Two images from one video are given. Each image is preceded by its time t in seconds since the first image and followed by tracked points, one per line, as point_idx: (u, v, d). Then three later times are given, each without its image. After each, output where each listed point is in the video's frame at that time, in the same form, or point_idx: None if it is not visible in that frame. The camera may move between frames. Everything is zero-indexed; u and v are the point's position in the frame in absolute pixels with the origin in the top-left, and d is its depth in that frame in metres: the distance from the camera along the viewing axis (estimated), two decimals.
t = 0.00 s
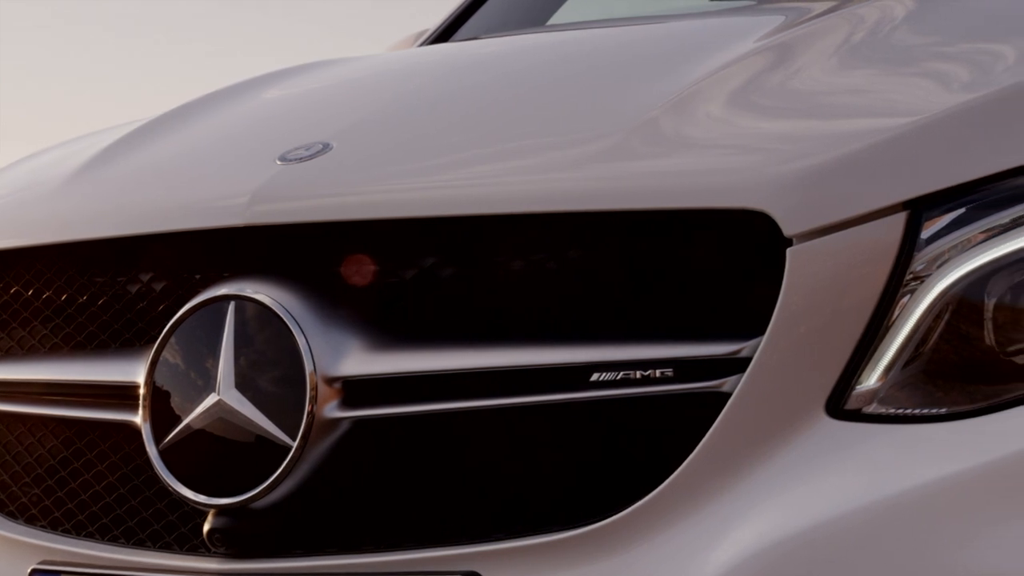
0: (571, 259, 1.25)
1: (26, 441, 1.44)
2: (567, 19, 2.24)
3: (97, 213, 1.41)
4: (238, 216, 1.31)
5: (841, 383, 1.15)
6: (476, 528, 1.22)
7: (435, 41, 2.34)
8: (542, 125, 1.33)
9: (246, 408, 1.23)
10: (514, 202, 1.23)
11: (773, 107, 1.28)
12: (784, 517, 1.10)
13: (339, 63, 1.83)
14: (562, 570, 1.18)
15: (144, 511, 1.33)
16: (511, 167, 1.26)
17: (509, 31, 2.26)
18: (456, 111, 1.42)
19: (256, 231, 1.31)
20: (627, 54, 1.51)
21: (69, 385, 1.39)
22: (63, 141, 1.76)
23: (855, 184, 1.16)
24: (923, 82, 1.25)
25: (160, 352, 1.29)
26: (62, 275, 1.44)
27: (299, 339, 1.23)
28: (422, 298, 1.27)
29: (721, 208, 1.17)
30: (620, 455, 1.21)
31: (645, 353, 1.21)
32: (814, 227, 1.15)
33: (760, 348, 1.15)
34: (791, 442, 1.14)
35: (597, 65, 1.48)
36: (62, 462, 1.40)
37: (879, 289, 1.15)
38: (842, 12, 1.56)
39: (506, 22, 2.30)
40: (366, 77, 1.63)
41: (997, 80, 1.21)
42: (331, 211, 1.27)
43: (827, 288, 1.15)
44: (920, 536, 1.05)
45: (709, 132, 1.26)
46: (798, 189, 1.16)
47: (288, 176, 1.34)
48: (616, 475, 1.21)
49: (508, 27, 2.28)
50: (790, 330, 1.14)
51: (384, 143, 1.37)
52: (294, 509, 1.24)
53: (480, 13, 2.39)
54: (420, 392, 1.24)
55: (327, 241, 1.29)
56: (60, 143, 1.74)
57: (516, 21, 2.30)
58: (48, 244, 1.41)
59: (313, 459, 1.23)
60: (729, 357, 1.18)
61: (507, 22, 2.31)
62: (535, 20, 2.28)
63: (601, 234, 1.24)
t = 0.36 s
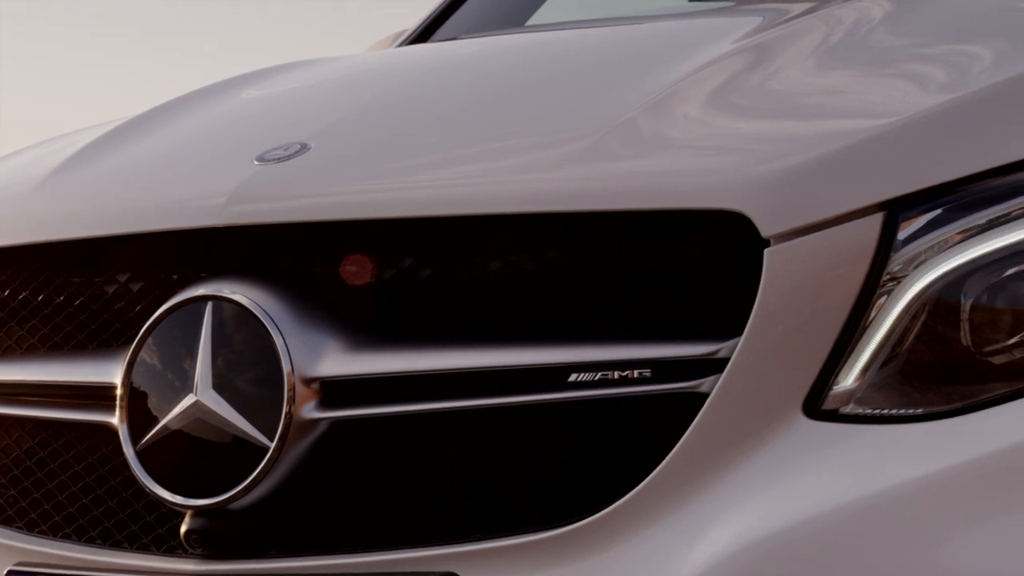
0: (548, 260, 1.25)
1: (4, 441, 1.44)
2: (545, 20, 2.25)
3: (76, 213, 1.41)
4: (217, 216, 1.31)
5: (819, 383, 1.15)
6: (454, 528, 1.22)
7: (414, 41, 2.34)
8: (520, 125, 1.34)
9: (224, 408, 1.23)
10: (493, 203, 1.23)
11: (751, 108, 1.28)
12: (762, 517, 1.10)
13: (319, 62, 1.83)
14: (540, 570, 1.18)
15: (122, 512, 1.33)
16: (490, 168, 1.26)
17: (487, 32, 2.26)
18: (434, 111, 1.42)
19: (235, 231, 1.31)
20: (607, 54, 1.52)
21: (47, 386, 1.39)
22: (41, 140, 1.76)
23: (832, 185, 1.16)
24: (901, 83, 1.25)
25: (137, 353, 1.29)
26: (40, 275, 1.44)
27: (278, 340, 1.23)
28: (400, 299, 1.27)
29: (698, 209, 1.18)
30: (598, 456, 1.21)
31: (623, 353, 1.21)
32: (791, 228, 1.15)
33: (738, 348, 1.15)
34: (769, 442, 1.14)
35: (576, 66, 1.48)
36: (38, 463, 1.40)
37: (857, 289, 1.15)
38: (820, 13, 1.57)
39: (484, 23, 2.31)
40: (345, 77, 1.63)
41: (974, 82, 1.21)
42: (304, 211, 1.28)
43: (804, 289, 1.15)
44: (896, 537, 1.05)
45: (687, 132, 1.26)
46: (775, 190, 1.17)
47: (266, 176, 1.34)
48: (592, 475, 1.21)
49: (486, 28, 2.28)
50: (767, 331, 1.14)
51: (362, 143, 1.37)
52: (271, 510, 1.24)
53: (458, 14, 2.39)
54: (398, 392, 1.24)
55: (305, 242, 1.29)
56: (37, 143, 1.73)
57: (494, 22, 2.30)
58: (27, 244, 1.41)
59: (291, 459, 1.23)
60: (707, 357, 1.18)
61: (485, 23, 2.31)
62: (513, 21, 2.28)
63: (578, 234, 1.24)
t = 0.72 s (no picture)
0: (524, 261, 1.25)
1: None
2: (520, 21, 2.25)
3: (52, 213, 1.41)
4: (192, 216, 1.31)
5: (795, 384, 1.15)
6: (430, 529, 1.22)
7: (388, 41, 2.34)
8: (495, 126, 1.34)
9: (199, 409, 1.23)
10: (468, 203, 1.23)
11: (726, 108, 1.29)
12: (738, 517, 1.10)
13: (295, 62, 1.83)
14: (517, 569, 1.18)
15: (96, 512, 1.33)
16: (466, 168, 1.27)
17: (462, 32, 2.27)
18: (409, 110, 1.42)
19: (210, 232, 1.31)
20: (583, 54, 1.52)
21: (20, 387, 1.38)
22: (15, 141, 1.75)
23: (807, 186, 1.16)
24: (876, 84, 1.25)
25: (111, 354, 1.29)
26: (15, 276, 1.44)
27: (253, 340, 1.23)
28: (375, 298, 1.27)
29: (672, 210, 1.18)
30: (574, 456, 1.21)
31: (598, 354, 1.22)
32: (765, 228, 1.15)
33: (714, 349, 1.16)
34: (745, 442, 1.14)
35: (552, 66, 1.49)
36: (12, 463, 1.40)
37: (832, 290, 1.15)
38: (795, 14, 1.57)
39: (458, 23, 2.31)
40: (321, 77, 1.63)
41: (947, 84, 1.22)
42: (278, 212, 1.28)
43: (779, 290, 1.15)
44: (870, 537, 1.06)
45: (663, 133, 1.26)
46: (750, 191, 1.17)
47: (241, 177, 1.34)
48: (567, 476, 1.21)
49: (460, 29, 2.28)
50: (743, 331, 1.15)
51: (337, 143, 1.37)
52: (248, 509, 1.23)
53: (432, 14, 2.39)
54: (373, 393, 1.24)
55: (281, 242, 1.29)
56: (11, 143, 1.73)
57: (468, 23, 2.31)
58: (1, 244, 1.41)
59: (268, 460, 1.22)
60: (683, 358, 1.18)
61: (459, 23, 2.32)
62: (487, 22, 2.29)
63: (554, 235, 1.24)
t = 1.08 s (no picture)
0: (499, 262, 1.25)
1: None
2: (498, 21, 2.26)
3: (29, 213, 1.41)
4: (168, 217, 1.31)
5: (769, 384, 1.15)
6: (405, 530, 1.22)
7: (366, 41, 2.34)
8: (471, 126, 1.34)
9: (174, 410, 1.23)
10: (443, 203, 1.23)
11: (703, 108, 1.29)
12: (713, 517, 1.10)
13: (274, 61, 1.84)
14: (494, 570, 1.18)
15: (71, 514, 1.33)
16: (443, 168, 1.27)
17: (441, 32, 2.27)
18: (386, 110, 1.42)
19: (185, 232, 1.31)
20: (561, 54, 1.52)
21: None
22: None
23: (782, 187, 1.16)
24: (851, 85, 1.26)
25: (86, 354, 1.29)
26: None
27: (228, 340, 1.22)
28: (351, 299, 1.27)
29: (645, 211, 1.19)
30: (549, 456, 1.21)
31: (574, 355, 1.22)
32: (740, 229, 1.16)
33: (689, 350, 1.16)
34: (719, 442, 1.14)
35: (529, 66, 1.49)
36: None
37: (806, 291, 1.16)
38: (771, 16, 1.57)
39: (436, 23, 2.32)
40: (298, 77, 1.64)
41: (922, 86, 1.22)
42: (256, 213, 1.28)
43: (753, 291, 1.15)
44: (843, 537, 1.06)
45: (639, 133, 1.27)
46: (726, 192, 1.17)
47: (217, 177, 1.34)
48: (542, 477, 1.20)
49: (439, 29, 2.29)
50: (718, 331, 1.15)
51: (313, 143, 1.37)
52: (224, 510, 1.23)
53: (411, 14, 2.39)
54: (350, 394, 1.24)
55: (260, 242, 1.29)
56: None
57: (447, 23, 2.31)
58: None
59: (243, 461, 1.22)
60: (658, 359, 1.18)
61: (438, 23, 2.32)
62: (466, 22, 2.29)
63: (530, 236, 1.24)
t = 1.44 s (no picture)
0: (476, 263, 1.25)
1: None
2: (474, 22, 2.26)
3: (6, 214, 1.41)
4: (144, 217, 1.31)
5: (746, 384, 1.15)
6: (383, 530, 1.22)
7: (345, 41, 2.34)
8: (447, 127, 1.34)
9: (150, 411, 1.23)
10: (419, 203, 1.23)
11: (680, 108, 1.29)
12: (690, 517, 1.10)
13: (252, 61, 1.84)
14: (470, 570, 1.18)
15: (46, 516, 1.34)
16: (422, 170, 1.27)
17: (417, 33, 2.27)
18: (362, 110, 1.42)
19: (161, 233, 1.31)
20: (539, 54, 1.52)
21: None
22: None
23: (758, 188, 1.17)
24: (827, 86, 1.26)
25: (61, 354, 1.29)
26: None
27: (205, 341, 1.22)
28: (328, 299, 1.27)
29: (620, 212, 1.19)
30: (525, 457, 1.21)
31: (552, 356, 1.22)
32: (717, 230, 1.16)
33: (667, 350, 1.16)
34: (697, 442, 1.15)
35: (506, 67, 1.49)
36: None
37: (782, 292, 1.16)
38: (748, 17, 1.58)
39: (413, 24, 2.32)
40: (275, 77, 1.64)
41: (897, 87, 1.22)
42: (233, 213, 1.28)
43: (730, 292, 1.16)
44: (820, 537, 1.06)
45: (616, 134, 1.27)
46: (704, 192, 1.17)
47: (193, 177, 1.34)
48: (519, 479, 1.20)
49: (415, 30, 2.29)
50: (695, 331, 1.15)
51: (289, 144, 1.37)
52: (200, 510, 1.23)
53: (387, 15, 2.39)
54: (327, 394, 1.24)
55: (238, 242, 1.29)
56: None
57: (422, 24, 2.31)
58: None
59: (219, 462, 1.22)
60: (635, 360, 1.18)
61: (416, 24, 2.32)
62: (442, 23, 2.29)
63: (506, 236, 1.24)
